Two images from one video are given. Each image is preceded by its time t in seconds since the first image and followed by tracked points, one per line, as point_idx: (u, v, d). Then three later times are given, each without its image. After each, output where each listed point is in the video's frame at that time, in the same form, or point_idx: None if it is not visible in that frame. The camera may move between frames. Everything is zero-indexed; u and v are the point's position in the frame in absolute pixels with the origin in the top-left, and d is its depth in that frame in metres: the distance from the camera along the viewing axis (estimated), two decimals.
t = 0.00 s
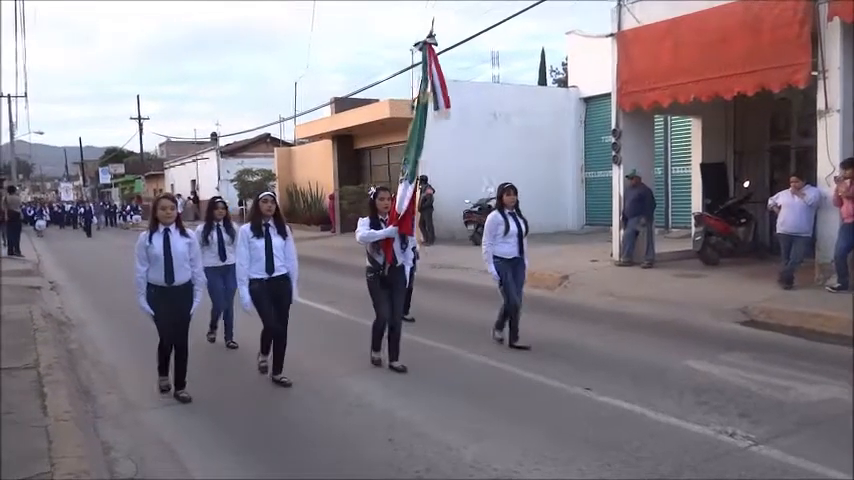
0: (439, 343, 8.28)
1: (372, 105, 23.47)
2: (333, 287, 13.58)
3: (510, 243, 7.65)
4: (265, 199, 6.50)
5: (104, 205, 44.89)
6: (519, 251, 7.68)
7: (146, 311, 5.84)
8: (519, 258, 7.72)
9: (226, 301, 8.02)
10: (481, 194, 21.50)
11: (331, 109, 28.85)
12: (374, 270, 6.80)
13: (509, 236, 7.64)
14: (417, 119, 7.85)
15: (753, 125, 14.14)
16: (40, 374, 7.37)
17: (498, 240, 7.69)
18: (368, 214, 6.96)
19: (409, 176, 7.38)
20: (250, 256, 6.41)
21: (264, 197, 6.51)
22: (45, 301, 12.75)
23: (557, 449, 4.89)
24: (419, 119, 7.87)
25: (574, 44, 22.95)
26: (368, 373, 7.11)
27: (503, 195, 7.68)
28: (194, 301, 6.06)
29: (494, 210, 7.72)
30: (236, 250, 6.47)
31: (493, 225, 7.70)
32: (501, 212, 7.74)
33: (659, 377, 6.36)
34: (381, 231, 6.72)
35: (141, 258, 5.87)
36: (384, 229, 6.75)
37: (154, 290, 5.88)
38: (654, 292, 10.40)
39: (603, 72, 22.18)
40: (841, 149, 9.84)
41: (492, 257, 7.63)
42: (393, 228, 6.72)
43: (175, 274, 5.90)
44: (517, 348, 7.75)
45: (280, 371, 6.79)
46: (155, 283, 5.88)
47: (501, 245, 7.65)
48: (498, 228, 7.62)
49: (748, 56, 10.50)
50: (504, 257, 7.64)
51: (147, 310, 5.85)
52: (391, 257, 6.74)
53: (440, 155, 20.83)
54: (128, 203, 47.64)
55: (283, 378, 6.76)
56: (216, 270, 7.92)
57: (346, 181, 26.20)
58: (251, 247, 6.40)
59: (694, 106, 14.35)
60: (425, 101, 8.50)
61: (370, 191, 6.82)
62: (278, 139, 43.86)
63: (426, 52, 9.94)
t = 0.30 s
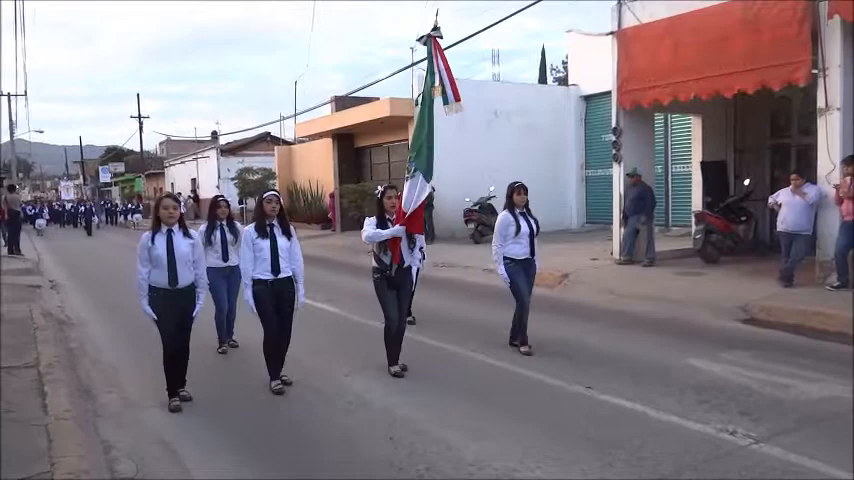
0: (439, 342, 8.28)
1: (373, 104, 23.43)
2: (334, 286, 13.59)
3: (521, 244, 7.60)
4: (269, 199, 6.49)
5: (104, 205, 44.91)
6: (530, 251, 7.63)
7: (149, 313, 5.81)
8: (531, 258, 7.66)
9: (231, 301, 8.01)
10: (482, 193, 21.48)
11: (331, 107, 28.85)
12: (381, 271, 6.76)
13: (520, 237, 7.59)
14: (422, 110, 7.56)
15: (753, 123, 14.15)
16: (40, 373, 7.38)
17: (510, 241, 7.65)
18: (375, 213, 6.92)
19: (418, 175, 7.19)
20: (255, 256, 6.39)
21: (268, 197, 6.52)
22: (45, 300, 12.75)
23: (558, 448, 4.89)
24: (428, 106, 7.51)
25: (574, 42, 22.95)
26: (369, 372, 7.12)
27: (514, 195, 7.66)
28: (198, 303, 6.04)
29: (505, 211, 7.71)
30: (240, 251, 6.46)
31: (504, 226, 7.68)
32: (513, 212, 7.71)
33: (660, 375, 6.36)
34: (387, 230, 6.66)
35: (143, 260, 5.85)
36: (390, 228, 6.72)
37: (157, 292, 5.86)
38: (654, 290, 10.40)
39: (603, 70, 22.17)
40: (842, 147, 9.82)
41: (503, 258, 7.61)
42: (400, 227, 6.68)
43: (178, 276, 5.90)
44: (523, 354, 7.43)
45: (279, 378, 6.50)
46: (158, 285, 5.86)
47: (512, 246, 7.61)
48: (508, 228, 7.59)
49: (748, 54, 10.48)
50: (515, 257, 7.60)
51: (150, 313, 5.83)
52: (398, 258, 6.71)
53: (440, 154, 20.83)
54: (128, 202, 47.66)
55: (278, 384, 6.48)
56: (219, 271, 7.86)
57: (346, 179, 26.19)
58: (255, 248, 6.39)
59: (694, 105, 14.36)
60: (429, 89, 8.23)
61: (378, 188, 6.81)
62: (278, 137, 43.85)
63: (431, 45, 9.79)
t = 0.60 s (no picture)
0: (436, 340, 8.29)
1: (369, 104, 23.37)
2: (330, 285, 13.59)
3: (528, 244, 7.39)
4: (270, 199, 6.31)
5: (100, 204, 44.82)
6: (536, 251, 7.44)
7: (145, 314, 5.71)
8: (536, 257, 7.49)
9: (234, 301, 7.94)
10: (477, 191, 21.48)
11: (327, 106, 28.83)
12: (382, 271, 6.63)
13: (526, 236, 7.38)
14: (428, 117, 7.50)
15: (749, 122, 14.17)
16: (35, 372, 7.36)
17: (515, 239, 7.42)
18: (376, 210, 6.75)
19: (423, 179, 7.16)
20: (256, 257, 6.25)
21: (270, 197, 6.32)
22: (41, 300, 12.71)
23: (554, 446, 4.90)
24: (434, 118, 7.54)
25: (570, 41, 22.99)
26: (365, 371, 7.12)
27: (521, 192, 7.41)
28: (197, 304, 5.93)
29: (511, 208, 7.45)
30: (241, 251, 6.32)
31: (511, 224, 7.42)
32: (518, 210, 7.49)
33: (656, 373, 6.38)
34: (390, 231, 6.54)
35: (141, 260, 5.75)
36: (394, 228, 6.59)
37: (155, 293, 5.76)
38: (650, 289, 10.43)
39: (598, 69, 22.20)
40: (836, 146, 9.89)
41: (508, 257, 7.39)
42: (403, 228, 6.56)
43: (176, 277, 5.78)
44: (517, 352, 7.46)
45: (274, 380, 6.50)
46: (156, 286, 5.76)
47: (518, 245, 7.38)
48: (515, 227, 7.35)
49: (743, 54, 10.50)
50: (520, 257, 7.40)
51: (148, 315, 5.72)
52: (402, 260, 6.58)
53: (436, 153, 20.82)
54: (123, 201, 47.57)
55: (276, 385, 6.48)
56: (219, 271, 7.80)
57: (342, 178, 26.17)
58: (256, 248, 6.24)
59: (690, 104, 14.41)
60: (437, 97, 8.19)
61: (381, 187, 6.65)
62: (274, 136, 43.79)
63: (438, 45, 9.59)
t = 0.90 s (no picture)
0: (435, 339, 8.28)
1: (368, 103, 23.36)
2: (329, 283, 13.59)
3: (540, 242, 7.25)
4: (277, 197, 6.11)
5: (98, 202, 44.84)
6: (550, 249, 7.29)
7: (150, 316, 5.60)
8: (549, 257, 7.32)
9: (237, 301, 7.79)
10: (477, 190, 21.47)
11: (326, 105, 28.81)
12: (394, 271, 6.50)
13: (539, 234, 7.23)
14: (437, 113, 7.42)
15: (748, 120, 14.17)
16: (34, 371, 7.35)
17: (527, 237, 7.27)
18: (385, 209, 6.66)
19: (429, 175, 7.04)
20: (262, 256, 6.05)
21: (276, 195, 6.14)
22: (41, 298, 12.71)
23: (553, 445, 4.89)
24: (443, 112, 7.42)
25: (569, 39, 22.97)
26: (364, 370, 7.11)
27: (533, 189, 7.26)
28: (203, 304, 5.83)
29: (522, 206, 7.30)
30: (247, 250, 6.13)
31: (522, 222, 7.28)
32: (531, 208, 7.33)
33: (655, 372, 6.38)
34: (401, 229, 6.43)
35: (146, 260, 5.65)
36: (404, 226, 6.48)
37: (160, 293, 5.66)
38: (649, 287, 10.43)
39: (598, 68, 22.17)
40: (836, 145, 9.91)
41: (522, 257, 7.23)
42: (414, 227, 6.46)
43: (182, 277, 5.68)
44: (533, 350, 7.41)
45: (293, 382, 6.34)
46: (161, 286, 5.65)
47: (531, 243, 7.24)
48: (527, 225, 7.21)
49: (743, 53, 10.50)
50: (534, 256, 7.25)
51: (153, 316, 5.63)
52: (412, 257, 6.45)
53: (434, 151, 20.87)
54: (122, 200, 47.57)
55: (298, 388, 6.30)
56: (225, 270, 7.70)
57: (341, 176, 26.16)
58: (262, 247, 6.05)
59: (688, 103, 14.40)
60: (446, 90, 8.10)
61: (390, 185, 6.53)
62: (273, 134, 43.78)
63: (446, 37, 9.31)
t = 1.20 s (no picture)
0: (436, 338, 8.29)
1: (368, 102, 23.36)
2: (329, 282, 13.61)
3: (554, 242, 7.11)
4: (282, 197, 6.07)
5: (100, 201, 44.87)
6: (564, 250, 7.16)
7: (153, 317, 5.58)
8: (563, 257, 7.20)
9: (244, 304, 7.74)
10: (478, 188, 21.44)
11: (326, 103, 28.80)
12: (402, 271, 6.44)
13: (553, 235, 7.11)
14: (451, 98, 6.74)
15: (749, 118, 14.19)
16: (35, 369, 7.36)
17: (542, 238, 7.16)
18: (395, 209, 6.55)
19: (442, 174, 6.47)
20: (267, 257, 6.03)
21: (282, 195, 6.07)
22: (41, 297, 12.71)
23: (555, 444, 4.89)
24: (455, 96, 6.73)
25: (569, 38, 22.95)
26: (364, 368, 7.11)
27: (546, 188, 7.13)
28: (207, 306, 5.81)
29: (536, 205, 7.17)
30: (252, 251, 6.10)
31: (537, 222, 7.14)
32: (544, 207, 7.19)
33: (655, 370, 6.38)
34: (410, 229, 6.32)
35: (148, 261, 5.63)
36: (413, 227, 6.36)
37: (163, 295, 5.63)
38: (651, 285, 10.42)
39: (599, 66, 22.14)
40: (837, 143, 9.92)
41: (534, 257, 7.12)
42: (424, 226, 6.31)
43: (186, 278, 5.66)
44: (554, 360, 7.00)
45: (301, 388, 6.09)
46: (163, 287, 5.62)
47: (544, 244, 7.11)
48: (541, 225, 7.09)
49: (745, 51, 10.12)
50: (548, 257, 7.14)
51: (155, 317, 5.60)
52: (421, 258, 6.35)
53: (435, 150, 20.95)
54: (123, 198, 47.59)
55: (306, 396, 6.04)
56: (228, 271, 7.65)
57: (342, 175, 26.16)
58: (268, 248, 6.02)
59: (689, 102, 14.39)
60: (456, 80, 7.51)
61: (398, 184, 6.46)
62: (273, 133, 43.76)
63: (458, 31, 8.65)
